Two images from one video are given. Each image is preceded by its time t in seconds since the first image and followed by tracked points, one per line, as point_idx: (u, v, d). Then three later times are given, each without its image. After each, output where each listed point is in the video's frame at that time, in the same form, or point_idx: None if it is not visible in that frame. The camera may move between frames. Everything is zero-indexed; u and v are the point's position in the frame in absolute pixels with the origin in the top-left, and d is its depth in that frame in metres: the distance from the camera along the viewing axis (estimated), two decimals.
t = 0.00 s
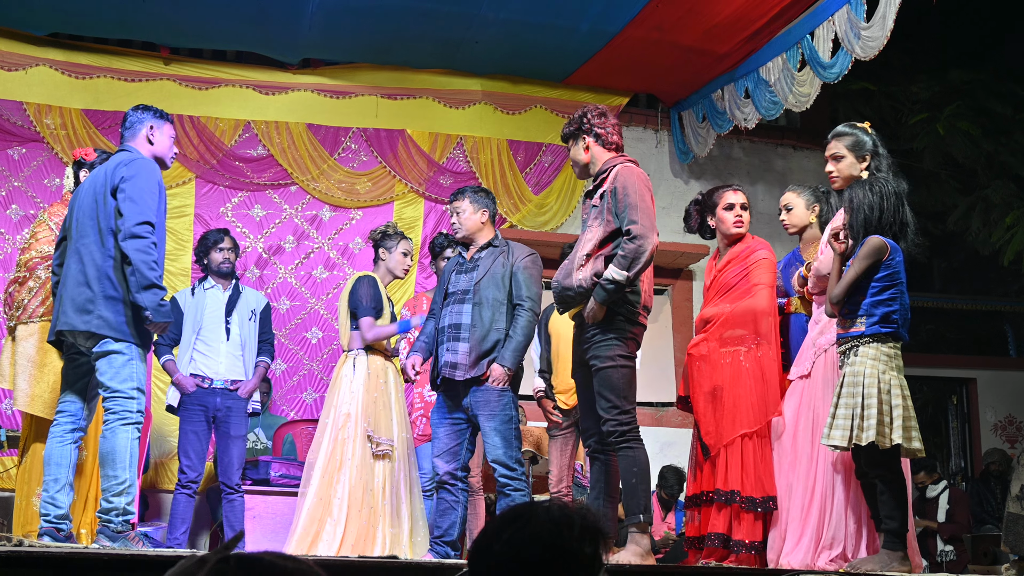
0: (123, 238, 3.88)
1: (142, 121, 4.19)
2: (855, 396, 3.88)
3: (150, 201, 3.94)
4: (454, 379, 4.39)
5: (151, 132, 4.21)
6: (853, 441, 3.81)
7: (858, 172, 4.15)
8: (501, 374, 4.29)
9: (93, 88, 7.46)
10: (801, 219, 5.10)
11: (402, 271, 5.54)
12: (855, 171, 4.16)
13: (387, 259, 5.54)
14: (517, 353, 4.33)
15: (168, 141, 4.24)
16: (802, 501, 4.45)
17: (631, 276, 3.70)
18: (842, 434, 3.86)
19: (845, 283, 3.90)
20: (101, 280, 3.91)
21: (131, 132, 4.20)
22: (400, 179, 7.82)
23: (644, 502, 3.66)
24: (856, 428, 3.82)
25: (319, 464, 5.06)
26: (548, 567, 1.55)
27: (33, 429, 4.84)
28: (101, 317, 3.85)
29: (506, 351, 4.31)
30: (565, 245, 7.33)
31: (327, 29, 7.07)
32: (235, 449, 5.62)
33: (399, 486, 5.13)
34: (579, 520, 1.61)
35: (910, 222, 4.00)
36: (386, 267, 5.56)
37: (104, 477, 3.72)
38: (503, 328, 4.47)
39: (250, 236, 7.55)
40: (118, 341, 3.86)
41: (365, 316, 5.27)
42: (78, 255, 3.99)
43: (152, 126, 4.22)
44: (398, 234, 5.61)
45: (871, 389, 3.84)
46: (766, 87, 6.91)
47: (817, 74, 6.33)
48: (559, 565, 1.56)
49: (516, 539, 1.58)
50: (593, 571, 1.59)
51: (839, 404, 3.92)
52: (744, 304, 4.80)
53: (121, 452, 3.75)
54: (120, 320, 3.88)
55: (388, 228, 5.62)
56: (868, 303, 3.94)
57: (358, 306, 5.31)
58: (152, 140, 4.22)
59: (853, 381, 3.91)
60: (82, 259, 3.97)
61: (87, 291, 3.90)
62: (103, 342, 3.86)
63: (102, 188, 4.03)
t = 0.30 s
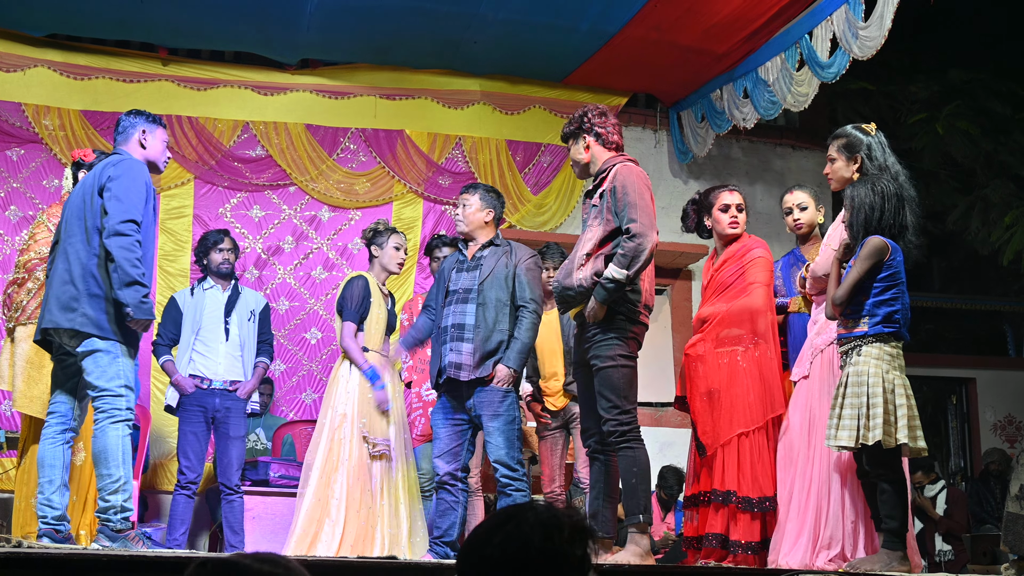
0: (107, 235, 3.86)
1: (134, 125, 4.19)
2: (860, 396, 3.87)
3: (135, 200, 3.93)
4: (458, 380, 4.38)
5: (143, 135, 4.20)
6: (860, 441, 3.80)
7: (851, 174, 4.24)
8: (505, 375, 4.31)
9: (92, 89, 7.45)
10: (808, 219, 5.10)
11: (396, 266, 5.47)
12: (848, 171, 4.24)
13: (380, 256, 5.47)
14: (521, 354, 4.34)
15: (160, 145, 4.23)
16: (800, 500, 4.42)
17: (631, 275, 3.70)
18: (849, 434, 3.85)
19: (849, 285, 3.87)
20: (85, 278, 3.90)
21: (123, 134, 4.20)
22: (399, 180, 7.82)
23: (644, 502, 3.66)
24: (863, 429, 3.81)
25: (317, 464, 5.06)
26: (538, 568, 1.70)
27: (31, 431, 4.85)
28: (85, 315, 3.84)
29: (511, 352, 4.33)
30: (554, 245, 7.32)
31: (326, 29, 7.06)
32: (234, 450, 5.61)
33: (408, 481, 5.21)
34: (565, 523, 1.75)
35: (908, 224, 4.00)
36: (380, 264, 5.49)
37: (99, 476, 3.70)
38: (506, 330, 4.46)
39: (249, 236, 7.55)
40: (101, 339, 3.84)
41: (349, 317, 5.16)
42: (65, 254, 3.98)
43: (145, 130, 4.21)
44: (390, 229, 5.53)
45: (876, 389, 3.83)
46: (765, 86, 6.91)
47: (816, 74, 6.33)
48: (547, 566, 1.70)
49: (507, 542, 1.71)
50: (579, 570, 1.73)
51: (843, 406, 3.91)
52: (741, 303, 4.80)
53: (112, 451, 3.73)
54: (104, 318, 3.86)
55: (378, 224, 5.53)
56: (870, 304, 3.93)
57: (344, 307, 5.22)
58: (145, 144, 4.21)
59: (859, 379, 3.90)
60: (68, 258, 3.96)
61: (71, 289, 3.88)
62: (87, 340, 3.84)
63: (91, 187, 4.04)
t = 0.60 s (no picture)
0: (98, 230, 3.86)
1: (132, 121, 4.19)
2: (861, 393, 3.88)
3: (128, 195, 3.93)
4: (461, 380, 4.38)
5: (141, 132, 4.20)
6: (861, 439, 3.81)
7: (850, 172, 4.25)
8: (508, 373, 4.32)
9: (93, 86, 7.45)
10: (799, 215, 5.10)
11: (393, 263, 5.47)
12: (847, 169, 4.25)
13: (377, 252, 5.47)
14: (523, 352, 4.35)
15: (158, 141, 4.24)
16: (799, 496, 4.41)
17: (632, 273, 3.71)
18: (850, 432, 3.85)
19: (854, 285, 3.86)
20: (77, 273, 3.90)
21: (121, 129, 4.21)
22: (400, 177, 7.82)
23: (644, 499, 3.67)
24: (864, 427, 3.82)
25: (311, 461, 5.07)
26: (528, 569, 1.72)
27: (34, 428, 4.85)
28: (76, 310, 3.83)
29: (512, 350, 4.34)
30: (552, 242, 7.28)
31: (327, 27, 7.06)
32: (235, 447, 5.62)
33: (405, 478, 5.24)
34: (555, 522, 1.77)
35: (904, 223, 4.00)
36: (377, 260, 5.50)
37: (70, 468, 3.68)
38: (509, 329, 4.47)
39: (249, 233, 7.55)
40: (93, 334, 3.85)
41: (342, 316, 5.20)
42: (58, 250, 3.98)
43: (142, 127, 4.21)
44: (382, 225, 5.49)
45: (877, 387, 3.84)
46: (765, 84, 6.91)
47: (816, 72, 6.32)
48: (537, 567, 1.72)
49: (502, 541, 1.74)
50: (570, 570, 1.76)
51: (844, 404, 3.93)
52: (738, 300, 4.83)
53: (89, 444, 3.71)
54: (97, 314, 3.86)
55: (376, 218, 5.47)
56: (873, 302, 3.93)
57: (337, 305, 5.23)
58: (142, 140, 4.21)
59: (860, 377, 3.91)
60: (61, 253, 3.96)
61: (64, 284, 3.88)
62: (78, 335, 3.84)
63: (86, 181, 4.05)
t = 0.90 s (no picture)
0: (102, 227, 3.86)
1: (133, 111, 4.19)
2: (859, 392, 3.88)
3: (133, 190, 3.93)
4: (463, 380, 4.37)
5: (142, 122, 4.21)
6: (859, 438, 3.81)
7: (846, 171, 4.26)
8: (508, 370, 4.32)
9: (94, 82, 7.45)
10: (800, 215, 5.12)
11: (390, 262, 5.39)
12: (843, 169, 4.25)
13: (375, 250, 5.39)
14: (523, 349, 4.36)
15: (159, 132, 4.24)
16: (798, 494, 4.43)
17: (613, 270, 3.73)
18: (847, 431, 3.85)
19: (854, 282, 3.86)
20: (79, 269, 3.89)
21: (122, 120, 4.20)
22: (401, 175, 7.83)
23: (641, 497, 3.67)
24: (862, 425, 3.82)
25: (308, 459, 5.08)
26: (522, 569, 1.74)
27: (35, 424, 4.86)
28: (79, 307, 3.83)
29: (513, 348, 4.35)
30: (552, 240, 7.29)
31: (328, 24, 7.06)
32: (235, 443, 5.63)
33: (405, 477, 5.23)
34: (545, 522, 1.78)
35: (905, 221, 4.01)
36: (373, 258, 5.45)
37: (42, 461, 3.63)
38: (511, 328, 4.48)
39: (250, 230, 7.56)
40: (91, 331, 3.84)
41: (336, 315, 5.21)
42: (60, 245, 3.97)
43: (143, 118, 4.21)
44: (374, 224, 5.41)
45: (875, 386, 3.85)
46: (766, 83, 6.91)
47: (817, 71, 6.32)
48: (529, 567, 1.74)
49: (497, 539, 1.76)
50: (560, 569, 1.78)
51: (842, 402, 3.92)
52: (736, 298, 4.83)
53: (64, 438, 3.67)
54: (99, 311, 3.87)
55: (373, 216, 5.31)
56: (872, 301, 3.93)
57: (332, 302, 5.24)
58: (143, 130, 4.22)
59: (858, 376, 3.91)
60: (63, 248, 3.95)
61: (67, 281, 3.87)
62: (76, 331, 3.83)
63: (87, 174, 4.03)
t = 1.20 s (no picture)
0: (105, 227, 3.86)
1: (135, 107, 4.19)
2: (856, 392, 3.87)
3: (134, 189, 3.93)
4: (461, 382, 4.37)
5: (144, 119, 4.21)
6: (857, 437, 3.80)
7: (842, 171, 4.25)
8: (506, 371, 4.31)
9: (93, 84, 7.45)
10: (797, 217, 5.10)
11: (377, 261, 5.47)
12: (840, 168, 4.24)
13: (362, 250, 5.49)
14: (522, 350, 4.34)
15: (161, 130, 4.24)
16: (794, 495, 4.41)
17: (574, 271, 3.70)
18: (845, 430, 3.84)
19: (852, 281, 3.86)
20: (80, 270, 3.88)
21: (123, 117, 4.20)
22: (400, 176, 7.83)
23: (636, 499, 3.62)
24: (859, 425, 3.81)
25: (300, 460, 5.09)
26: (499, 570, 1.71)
27: (34, 426, 4.85)
28: (79, 308, 3.83)
29: (511, 350, 4.32)
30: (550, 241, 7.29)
31: (327, 25, 7.06)
32: (234, 444, 5.63)
33: (402, 475, 5.25)
34: (519, 522, 1.78)
35: (907, 218, 4.01)
36: (361, 258, 5.50)
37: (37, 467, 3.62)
38: (510, 329, 4.48)
39: (250, 232, 7.56)
40: (88, 332, 3.84)
41: (325, 319, 5.23)
42: (61, 244, 3.95)
43: (145, 114, 4.22)
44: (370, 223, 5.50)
45: (871, 386, 3.85)
46: (765, 83, 6.91)
47: (816, 70, 6.32)
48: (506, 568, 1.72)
49: (475, 539, 1.73)
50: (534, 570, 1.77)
51: (840, 402, 3.91)
52: (733, 297, 4.85)
53: (59, 442, 3.66)
54: (100, 313, 3.86)
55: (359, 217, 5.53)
56: (865, 302, 3.93)
57: (320, 303, 5.27)
58: (145, 127, 4.22)
59: (855, 376, 3.90)
60: (64, 248, 3.93)
61: (67, 282, 3.86)
62: (74, 332, 3.83)
63: (87, 173, 4.02)
